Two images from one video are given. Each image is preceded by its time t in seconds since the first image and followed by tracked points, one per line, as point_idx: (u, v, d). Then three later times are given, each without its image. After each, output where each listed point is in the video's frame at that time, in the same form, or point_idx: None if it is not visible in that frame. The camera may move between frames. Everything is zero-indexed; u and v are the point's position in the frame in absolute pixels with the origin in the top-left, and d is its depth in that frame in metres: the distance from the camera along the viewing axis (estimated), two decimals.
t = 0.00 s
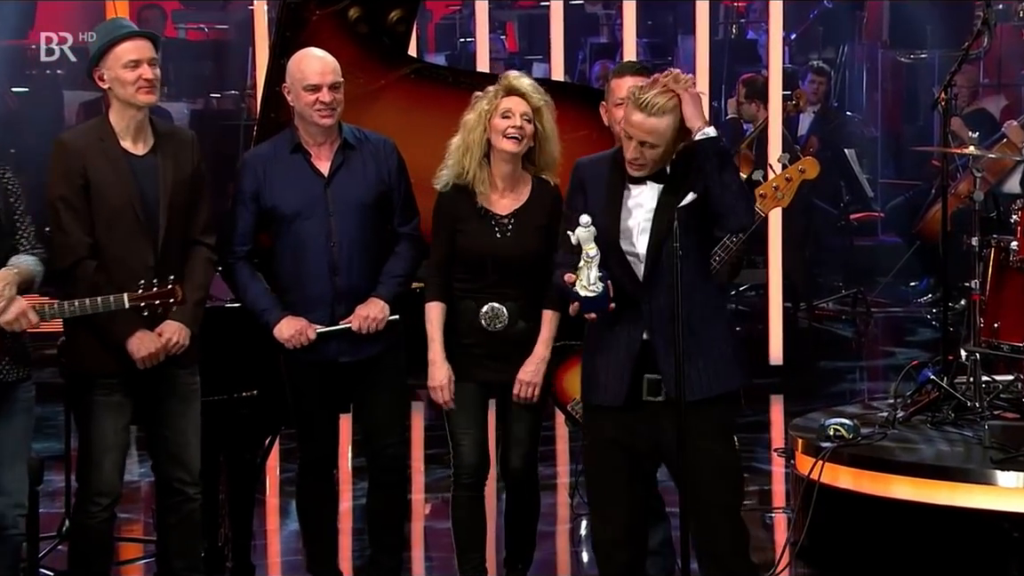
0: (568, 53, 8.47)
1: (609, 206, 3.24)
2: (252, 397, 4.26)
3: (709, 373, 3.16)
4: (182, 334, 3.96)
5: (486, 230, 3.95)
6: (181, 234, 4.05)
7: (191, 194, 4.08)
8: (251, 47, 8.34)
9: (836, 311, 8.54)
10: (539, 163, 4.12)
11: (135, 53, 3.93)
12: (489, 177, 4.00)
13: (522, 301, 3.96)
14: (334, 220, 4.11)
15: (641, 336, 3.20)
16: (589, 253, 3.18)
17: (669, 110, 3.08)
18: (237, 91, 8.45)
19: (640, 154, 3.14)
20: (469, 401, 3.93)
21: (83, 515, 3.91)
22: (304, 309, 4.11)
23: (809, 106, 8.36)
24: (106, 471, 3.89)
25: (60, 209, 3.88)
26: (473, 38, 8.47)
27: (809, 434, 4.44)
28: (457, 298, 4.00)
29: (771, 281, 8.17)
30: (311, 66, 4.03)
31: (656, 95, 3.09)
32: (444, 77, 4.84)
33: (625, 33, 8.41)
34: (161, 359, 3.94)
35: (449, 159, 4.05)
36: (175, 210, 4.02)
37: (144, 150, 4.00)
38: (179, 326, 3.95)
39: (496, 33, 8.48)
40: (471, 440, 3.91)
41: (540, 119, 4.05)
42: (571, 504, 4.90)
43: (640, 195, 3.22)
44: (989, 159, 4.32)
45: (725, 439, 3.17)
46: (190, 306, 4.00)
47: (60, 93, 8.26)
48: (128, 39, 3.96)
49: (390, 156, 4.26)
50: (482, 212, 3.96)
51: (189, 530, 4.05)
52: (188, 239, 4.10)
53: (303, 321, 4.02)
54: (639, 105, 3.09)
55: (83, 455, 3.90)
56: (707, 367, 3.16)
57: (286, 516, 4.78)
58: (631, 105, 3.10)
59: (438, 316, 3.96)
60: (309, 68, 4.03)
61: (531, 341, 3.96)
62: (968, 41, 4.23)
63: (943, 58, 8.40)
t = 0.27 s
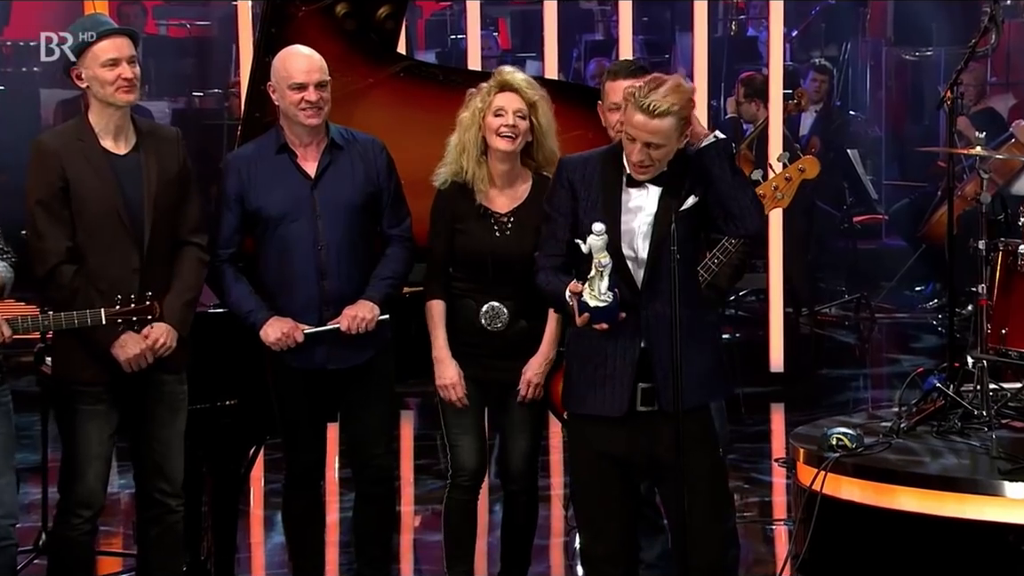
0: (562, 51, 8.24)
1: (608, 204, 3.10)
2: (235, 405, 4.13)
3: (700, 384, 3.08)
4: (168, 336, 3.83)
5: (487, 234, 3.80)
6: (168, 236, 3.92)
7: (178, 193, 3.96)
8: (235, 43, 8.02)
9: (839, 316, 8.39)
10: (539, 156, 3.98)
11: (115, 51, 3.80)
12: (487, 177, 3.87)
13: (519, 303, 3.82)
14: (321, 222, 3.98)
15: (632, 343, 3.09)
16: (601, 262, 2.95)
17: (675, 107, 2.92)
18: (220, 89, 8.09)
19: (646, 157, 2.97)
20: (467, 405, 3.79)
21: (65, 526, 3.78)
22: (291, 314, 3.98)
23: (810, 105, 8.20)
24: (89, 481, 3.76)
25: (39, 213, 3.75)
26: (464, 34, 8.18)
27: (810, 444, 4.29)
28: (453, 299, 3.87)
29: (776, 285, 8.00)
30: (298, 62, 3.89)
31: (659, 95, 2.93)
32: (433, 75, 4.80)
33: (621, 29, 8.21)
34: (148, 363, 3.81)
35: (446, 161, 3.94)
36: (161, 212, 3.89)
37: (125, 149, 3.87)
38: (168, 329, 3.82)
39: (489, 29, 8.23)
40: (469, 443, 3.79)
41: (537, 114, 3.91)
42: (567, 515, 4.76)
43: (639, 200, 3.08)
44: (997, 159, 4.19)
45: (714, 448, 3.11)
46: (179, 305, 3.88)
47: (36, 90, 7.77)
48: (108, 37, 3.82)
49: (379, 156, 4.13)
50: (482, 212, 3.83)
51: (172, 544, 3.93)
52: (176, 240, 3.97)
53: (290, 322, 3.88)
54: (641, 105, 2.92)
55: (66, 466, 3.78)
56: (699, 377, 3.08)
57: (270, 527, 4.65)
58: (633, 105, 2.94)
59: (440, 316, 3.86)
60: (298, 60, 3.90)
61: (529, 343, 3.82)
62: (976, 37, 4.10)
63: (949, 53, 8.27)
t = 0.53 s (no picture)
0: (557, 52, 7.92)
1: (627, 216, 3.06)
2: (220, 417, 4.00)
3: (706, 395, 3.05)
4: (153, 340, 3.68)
5: (468, 230, 3.72)
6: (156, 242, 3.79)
7: (167, 198, 3.82)
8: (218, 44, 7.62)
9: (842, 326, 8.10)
10: (523, 153, 3.87)
11: (100, 50, 3.67)
12: (466, 175, 3.80)
13: (511, 307, 3.73)
14: (308, 229, 3.84)
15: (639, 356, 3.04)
16: (607, 259, 2.97)
17: (692, 118, 2.91)
18: (201, 91, 7.65)
19: (651, 155, 2.98)
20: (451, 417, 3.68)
21: (42, 542, 3.66)
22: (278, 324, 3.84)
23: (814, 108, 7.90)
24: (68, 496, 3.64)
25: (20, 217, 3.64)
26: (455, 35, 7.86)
27: (811, 458, 4.17)
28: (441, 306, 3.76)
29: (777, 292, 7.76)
30: (286, 76, 3.70)
31: (679, 100, 2.92)
32: (421, 76, 4.57)
33: (617, 30, 7.88)
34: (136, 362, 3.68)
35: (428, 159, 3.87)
36: (148, 217, 3.76)
37: (112, 152, 3.74)
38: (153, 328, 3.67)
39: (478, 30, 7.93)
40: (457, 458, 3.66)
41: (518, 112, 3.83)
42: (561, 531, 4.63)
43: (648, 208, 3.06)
44: (1003, 164, 4.06)
45: (723, 458, 3.09)
46: (169, 308, 3.72)
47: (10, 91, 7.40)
48: (95, 35, 3.68)
49: (372, 159, 3.98)
50: (458, 206, 3.75)
51: (153, 562, 3.80)
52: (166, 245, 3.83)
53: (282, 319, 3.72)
54: (659, 104, 2.93)
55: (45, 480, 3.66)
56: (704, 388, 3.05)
57: (256, 543, 4.52)
58: (652, 101, 2.94)
59: (408, 317, 3.90)
60: (282, 74, 3.70)
61: (517, 352, 3.73)
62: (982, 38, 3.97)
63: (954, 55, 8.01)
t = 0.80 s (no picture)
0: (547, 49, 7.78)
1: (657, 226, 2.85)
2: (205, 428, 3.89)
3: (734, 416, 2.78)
4: (137, 362, 3.58)
5: (443, 231, 3.71)
6: (144, 248, 3.67)
7: (157, 207, 3.70)
8: (204, 44, 7.85)
9: (845, 336, 8.10)
10: (496, 156, 3.87)
11: (93, 52, 3.57)
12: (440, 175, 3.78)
13: (487, 317, 3.71)
14: (297, 238, 3.68)
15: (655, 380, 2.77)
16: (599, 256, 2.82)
17: (705, 112, 2.75)
18: (183, 93, 7.80)
19: (662, 156, 2.79)
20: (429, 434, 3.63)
21: (21, 556, 3.54)
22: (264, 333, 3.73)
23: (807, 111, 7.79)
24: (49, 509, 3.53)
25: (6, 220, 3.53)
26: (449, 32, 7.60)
27: (813, 470, 4.06)
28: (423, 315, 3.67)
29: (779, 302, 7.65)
30: (274, 102, 3.53)
31: (695, 95, 2.76)
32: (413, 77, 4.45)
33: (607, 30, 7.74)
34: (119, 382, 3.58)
35: (400, 158, 3.84)
36: (136, 222, 3.64)
37: (103, 158, 3.64)
38: (136, 351, 3.57)
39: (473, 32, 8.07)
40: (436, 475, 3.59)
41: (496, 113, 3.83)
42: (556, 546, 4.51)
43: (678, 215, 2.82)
44: (1010, 169, 3.95)
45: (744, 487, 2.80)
46: (155, 323, 3.61)
47: None
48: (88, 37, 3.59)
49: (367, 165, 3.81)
50: (431, 206, 3.74)
51: None
52: (152, 253, 3.70)
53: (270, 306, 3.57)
54: (673, 97, 2.77)
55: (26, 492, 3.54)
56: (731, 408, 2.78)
57: (243, 557, 4.40)
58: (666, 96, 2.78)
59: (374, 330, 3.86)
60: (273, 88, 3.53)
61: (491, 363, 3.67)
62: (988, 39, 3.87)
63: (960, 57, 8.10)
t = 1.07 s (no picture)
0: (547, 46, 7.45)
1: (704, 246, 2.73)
2: (189, 440, 3.74)
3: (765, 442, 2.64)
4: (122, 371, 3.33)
5: (424, 240, 3.57)
6: (130, 253, 3.45)
7: (143, 211, 3.47)
8: (186, 44, 7.84)
9: (851, 345, 7.93)
10: (470, 163, 3.76)
11: (84, 52, 3.31)
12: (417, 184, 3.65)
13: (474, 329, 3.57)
14: (284, 246, 3.48)
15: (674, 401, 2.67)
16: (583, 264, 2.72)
17: (723, 102, 2.58)
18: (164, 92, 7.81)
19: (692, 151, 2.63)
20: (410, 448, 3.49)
21: None
22: (251, 344, 3.53)
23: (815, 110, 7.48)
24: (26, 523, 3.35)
25: None
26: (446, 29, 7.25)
27: (816, 484, 3.93)
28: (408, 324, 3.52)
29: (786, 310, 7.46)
30: (261, 103, 3.32)
31: (721, 84, 2.60)
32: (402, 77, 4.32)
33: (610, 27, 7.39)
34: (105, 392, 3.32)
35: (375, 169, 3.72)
36: (123, 229, 3.42)
37: (89, 161, 3.40)
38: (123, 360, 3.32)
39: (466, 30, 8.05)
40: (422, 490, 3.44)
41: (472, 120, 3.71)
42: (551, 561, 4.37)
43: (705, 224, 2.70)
44: (1019, 173, 3.83)
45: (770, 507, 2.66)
46: (138, 335, 3.37)
47: None
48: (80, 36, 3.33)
49: (359, 170, 3.61)
50: (415, 218, 3.60)
51: None
52: (139, 260, 3.48)
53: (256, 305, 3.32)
54: (703, 85, 2.62)
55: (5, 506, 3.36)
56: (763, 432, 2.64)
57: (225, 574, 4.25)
58: (699, 82, 2.64)
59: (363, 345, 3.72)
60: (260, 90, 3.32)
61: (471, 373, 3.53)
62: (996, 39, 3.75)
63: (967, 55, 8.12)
